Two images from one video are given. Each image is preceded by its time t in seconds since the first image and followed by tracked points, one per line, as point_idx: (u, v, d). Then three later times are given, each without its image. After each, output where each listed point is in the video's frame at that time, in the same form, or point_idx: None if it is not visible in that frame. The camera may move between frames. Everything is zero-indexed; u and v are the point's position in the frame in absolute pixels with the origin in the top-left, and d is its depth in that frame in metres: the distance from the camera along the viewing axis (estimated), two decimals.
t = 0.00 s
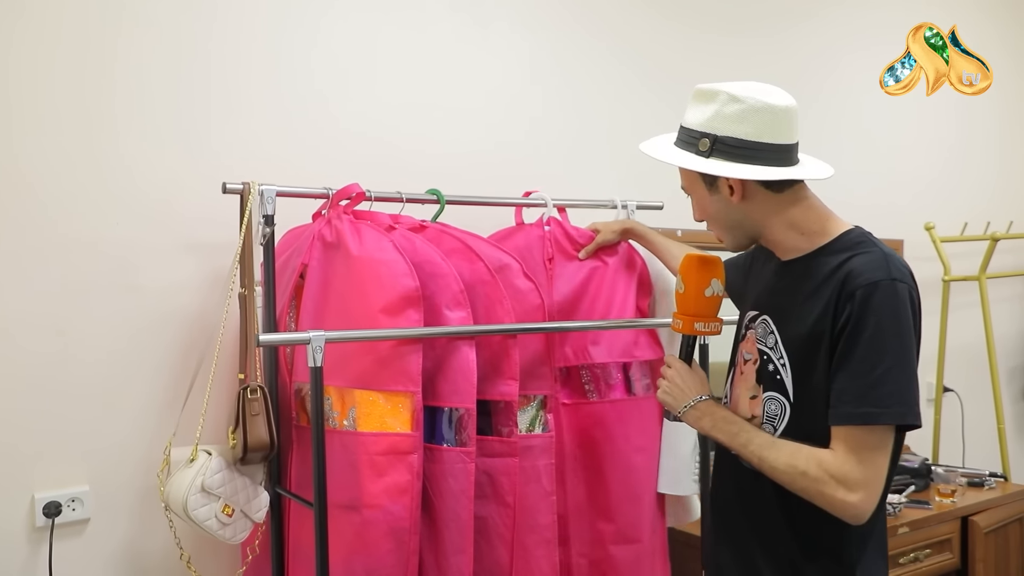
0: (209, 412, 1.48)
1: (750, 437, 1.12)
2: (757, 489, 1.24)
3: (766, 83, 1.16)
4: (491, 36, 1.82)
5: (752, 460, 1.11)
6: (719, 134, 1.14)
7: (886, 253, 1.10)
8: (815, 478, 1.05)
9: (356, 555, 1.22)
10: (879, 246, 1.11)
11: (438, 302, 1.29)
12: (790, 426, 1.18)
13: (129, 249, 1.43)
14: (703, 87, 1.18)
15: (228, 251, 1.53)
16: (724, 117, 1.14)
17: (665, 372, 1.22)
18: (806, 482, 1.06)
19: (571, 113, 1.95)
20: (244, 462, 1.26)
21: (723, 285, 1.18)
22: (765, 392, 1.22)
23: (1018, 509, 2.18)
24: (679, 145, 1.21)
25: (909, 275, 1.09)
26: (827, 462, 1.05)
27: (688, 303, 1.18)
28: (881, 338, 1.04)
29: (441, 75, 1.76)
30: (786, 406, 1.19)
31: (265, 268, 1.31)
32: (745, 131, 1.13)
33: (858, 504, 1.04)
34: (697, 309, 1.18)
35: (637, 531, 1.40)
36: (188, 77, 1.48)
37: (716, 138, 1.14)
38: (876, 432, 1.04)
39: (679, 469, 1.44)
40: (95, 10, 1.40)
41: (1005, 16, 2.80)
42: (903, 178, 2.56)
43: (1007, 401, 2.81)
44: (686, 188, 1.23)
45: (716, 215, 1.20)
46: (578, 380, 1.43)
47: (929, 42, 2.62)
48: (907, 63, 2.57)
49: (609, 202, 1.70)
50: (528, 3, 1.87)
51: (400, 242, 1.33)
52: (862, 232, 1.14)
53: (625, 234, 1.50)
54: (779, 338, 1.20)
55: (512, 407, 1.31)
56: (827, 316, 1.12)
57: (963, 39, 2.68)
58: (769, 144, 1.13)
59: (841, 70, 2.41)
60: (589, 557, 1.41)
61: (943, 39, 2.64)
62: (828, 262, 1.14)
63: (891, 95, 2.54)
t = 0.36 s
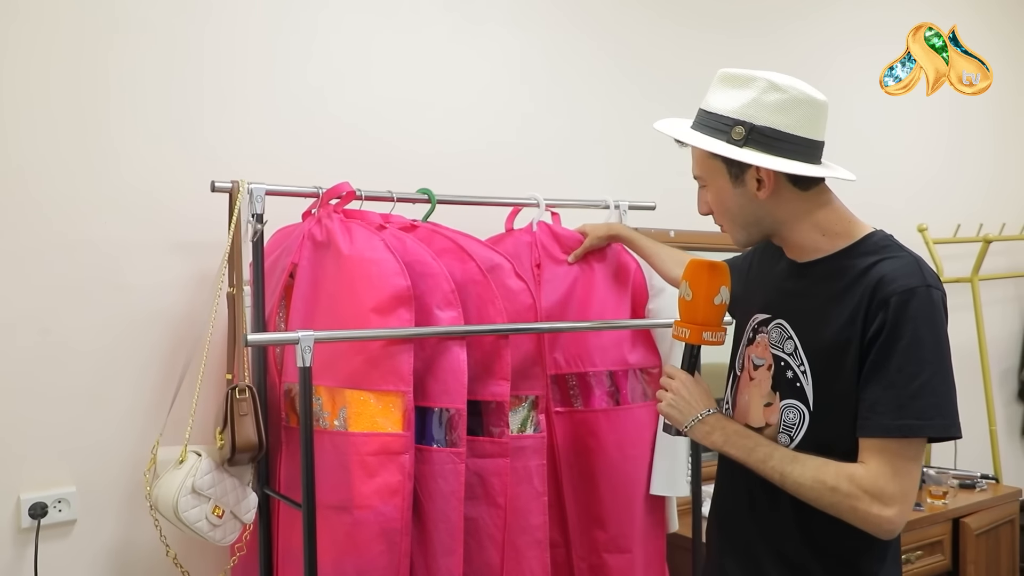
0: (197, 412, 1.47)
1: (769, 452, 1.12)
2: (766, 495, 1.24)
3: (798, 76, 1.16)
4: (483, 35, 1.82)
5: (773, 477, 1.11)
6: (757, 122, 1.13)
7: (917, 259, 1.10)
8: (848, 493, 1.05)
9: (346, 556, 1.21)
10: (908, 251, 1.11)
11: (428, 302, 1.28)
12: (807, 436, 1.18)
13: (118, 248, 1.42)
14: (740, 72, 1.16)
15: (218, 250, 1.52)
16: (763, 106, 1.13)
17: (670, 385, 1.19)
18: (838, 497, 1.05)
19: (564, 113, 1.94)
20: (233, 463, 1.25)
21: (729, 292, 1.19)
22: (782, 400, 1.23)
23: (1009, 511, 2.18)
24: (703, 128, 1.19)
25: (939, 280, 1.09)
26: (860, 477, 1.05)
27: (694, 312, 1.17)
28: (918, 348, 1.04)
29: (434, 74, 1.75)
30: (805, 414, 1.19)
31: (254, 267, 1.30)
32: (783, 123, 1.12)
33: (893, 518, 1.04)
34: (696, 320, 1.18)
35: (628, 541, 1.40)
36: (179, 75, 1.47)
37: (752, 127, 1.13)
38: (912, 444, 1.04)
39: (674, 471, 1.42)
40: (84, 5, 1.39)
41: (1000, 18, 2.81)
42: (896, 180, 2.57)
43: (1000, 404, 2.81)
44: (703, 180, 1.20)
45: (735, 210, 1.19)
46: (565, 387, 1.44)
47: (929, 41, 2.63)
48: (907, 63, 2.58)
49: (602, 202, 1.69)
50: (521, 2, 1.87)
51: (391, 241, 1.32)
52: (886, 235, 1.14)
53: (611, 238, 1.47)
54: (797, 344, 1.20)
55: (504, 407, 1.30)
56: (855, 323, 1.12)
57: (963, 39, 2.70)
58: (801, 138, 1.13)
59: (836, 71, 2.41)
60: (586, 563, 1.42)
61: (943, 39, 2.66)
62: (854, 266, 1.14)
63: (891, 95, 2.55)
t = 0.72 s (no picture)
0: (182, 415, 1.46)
1: (780, 471, 1.10)
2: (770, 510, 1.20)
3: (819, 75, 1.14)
4: (475, 35, 1.81)
5: (786, 497, 1.09)
6: (770, 121, 1.11)
7: (927, 266, 1.07)
8: (866, 513, 1.03)
9: (332, 562, 1.19)
10: (917, 258, 1.09)
11: (417, 305, 1.27)
12: (818, 450, 1.15)
13: (104, 249, 1.41)
14: (761, 65, 1.13)
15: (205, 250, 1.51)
16: (782, 104, 1.10)
17: (672, 404, 1.19)
18: (856, 518, 1.03)
19: (556, 114, 1.93)
20: (219, 467, 1.22)
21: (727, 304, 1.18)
22: (788, 415, 1.19)
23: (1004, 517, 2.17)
24: (715, 120, 1.17)
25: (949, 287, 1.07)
26: (877, 496, 1.03)
27: (694, 327, 1.16)
28: (933, 362, 1.01)
29: (425, 74, 1.74)
30: (813, 429, 1.16)
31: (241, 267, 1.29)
32: (796, 123, 1.10)
33: (915, 538, 1.02)
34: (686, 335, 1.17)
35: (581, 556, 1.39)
36: (168, 73, 1.46)
37: (765, 125, 1.11)
38: (929, 462, 1.02)
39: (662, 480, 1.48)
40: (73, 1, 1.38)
41: (997, 21, 2.80)
42: (892, 184, 2.56)
43: (995, 409, 2.80)
44: (708, 175, 1.19)
45: (739, 210, 1.17)
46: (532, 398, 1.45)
47: (930, 42, 2.63)
48: (907, 63, 2.58)
49: (593, 204, 1.68)
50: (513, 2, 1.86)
51: (380, 243, 1.30)
52: (892, 241, 1.12)
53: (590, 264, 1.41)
54: (803, 356, 1.17)
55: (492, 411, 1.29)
56: (866, 336, 1.09)
57: (963, 39, 2.70)
58: (815, 141, 1.11)
59: (830, 74, 2.40)
60: None
61: (943, 39, 2.66)
62: (862, 275, 1.11)
63: (891, 95, 2.55)
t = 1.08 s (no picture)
0: (169, 420, 1.43)
1: (837, 490, 0.94)
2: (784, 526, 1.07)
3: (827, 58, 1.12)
4: (469, 32, 1.78)
5: (849, 519, 0.94)
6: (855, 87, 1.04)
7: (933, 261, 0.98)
8: (938, 524, 0.91)
9: (324, 569, 1.16)
10: (917, 253, 0.99)
11: (409, 305, 1.23)
12: (825, 461, 1.04)
13: (89, 250, 1.38)
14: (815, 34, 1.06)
15: (193, 251, 1.48)
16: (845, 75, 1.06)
17: (710, 429, 0.97)
18: (928, 530, 0.91)
19: (552, 111, 1.90)
20: (207, 472, 1.19)
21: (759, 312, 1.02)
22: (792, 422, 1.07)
23: (1011, 519, 2.13)
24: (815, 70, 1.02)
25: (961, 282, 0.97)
26: (944, 502, 0.91)
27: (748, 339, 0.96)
28: (958, 366, 0.91)
29: (419, 71, 1.71)
30: (821, 436, 1.04)
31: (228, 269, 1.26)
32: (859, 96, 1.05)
33: (982, 541, 0.92)
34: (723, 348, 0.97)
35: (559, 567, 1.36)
36: (153, 71, 1.43)
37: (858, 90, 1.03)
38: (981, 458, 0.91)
39: (651, 479, 1.47)
40: None
41: (1001, 15, 2.76)
42: (894, 181, 2.52)
43: (1001, 409, 2.76)
44: (817, 143, 0.97)
45: (826, 180, 0.98)
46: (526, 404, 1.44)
47: (929, 42, 2.58)
48: (906, 63, 2.53)
49: (590, 201, 1.65)
50: None
51: (370, 242, 1.27)
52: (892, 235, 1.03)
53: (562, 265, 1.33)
54: (808, 360, 1.05)
55: (487, 414, 1.25)
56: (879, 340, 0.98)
57: (963, 39, 2.66)
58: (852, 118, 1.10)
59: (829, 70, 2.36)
60: None
61: (943, 39, 2.61)
62: (873, 269, 1.00)
63: (891, 95, 2.50)
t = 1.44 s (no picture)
0: (162, 419, 1.43)
1: (829, 484, 0.91)
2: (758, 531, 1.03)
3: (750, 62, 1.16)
4: (465, 32, 1.77)
5: (842, 513, 0.91)
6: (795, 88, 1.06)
7: (866, 254, 1.00)
8: (917, 499, 0.92)
9: (318, 569, 1.15)
10: (846, 247, 1.01)
11: (403, 305, 1.23)
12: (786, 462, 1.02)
13: (81, 248, 1.37)
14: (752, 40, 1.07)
15: (185, 250, 1.48)
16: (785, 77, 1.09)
17: (723, 443, 0.83)
18: (909, 508, 0.92)
19: (548, 110, 1.90)
20: (200, 472, 1.19)
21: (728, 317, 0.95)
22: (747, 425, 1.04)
23: (1005, 520, 2.13)
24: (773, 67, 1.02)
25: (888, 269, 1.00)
26: (918, 479, 0.92)
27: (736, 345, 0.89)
28: (903, 353, 0.93)
29: (415, 70, 1.71)
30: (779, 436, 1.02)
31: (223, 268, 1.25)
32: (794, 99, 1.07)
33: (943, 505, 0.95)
34: (714, 359, 0.87)
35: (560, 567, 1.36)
36: (146, 69, 1.42)
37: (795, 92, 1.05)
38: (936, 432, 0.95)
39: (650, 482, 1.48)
40: None
41: (997, 16, 2.76)
42: (889, 182, 2.53)
43: (995, 409, 2.77)
44: (768, 139, 0.98)
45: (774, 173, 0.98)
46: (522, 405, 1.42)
47: (930, 41, 2.60)
48: (906, 63, 2.55)
49: (585, 201, 1.65)
50: None
51: (365, 242, 1.27)
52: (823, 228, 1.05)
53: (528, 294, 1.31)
54: (759, 362, 1.03)
55: (481, 414, 1.25)
56: (829, 338, 0.97)
57: (962, 39, 2.66)
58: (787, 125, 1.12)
59: (823, 71, 2.36)
60: None
61: (942, 39, 2.62)
62: (815, 264, 1.01)
63: (891, 95, 2.52)
